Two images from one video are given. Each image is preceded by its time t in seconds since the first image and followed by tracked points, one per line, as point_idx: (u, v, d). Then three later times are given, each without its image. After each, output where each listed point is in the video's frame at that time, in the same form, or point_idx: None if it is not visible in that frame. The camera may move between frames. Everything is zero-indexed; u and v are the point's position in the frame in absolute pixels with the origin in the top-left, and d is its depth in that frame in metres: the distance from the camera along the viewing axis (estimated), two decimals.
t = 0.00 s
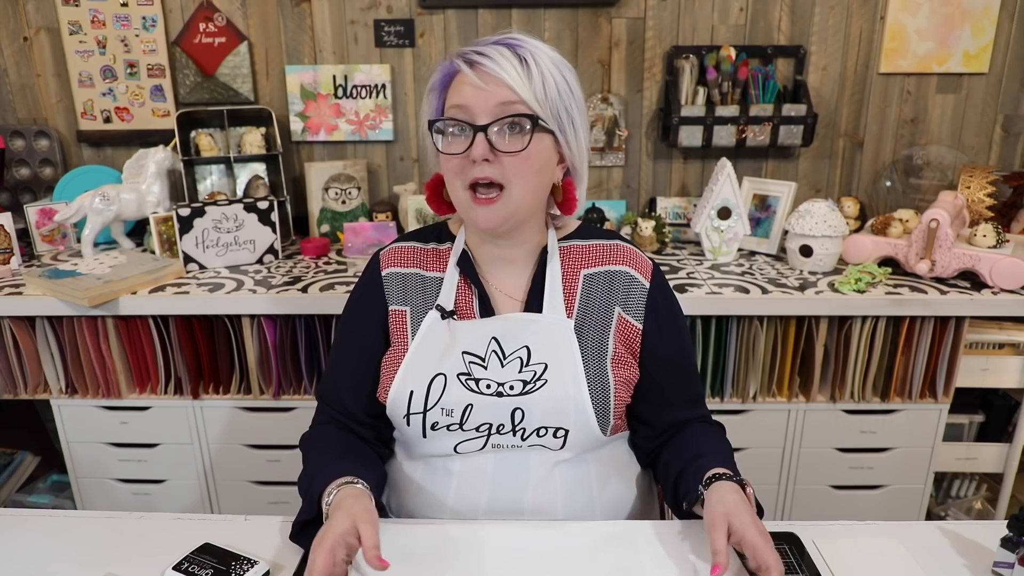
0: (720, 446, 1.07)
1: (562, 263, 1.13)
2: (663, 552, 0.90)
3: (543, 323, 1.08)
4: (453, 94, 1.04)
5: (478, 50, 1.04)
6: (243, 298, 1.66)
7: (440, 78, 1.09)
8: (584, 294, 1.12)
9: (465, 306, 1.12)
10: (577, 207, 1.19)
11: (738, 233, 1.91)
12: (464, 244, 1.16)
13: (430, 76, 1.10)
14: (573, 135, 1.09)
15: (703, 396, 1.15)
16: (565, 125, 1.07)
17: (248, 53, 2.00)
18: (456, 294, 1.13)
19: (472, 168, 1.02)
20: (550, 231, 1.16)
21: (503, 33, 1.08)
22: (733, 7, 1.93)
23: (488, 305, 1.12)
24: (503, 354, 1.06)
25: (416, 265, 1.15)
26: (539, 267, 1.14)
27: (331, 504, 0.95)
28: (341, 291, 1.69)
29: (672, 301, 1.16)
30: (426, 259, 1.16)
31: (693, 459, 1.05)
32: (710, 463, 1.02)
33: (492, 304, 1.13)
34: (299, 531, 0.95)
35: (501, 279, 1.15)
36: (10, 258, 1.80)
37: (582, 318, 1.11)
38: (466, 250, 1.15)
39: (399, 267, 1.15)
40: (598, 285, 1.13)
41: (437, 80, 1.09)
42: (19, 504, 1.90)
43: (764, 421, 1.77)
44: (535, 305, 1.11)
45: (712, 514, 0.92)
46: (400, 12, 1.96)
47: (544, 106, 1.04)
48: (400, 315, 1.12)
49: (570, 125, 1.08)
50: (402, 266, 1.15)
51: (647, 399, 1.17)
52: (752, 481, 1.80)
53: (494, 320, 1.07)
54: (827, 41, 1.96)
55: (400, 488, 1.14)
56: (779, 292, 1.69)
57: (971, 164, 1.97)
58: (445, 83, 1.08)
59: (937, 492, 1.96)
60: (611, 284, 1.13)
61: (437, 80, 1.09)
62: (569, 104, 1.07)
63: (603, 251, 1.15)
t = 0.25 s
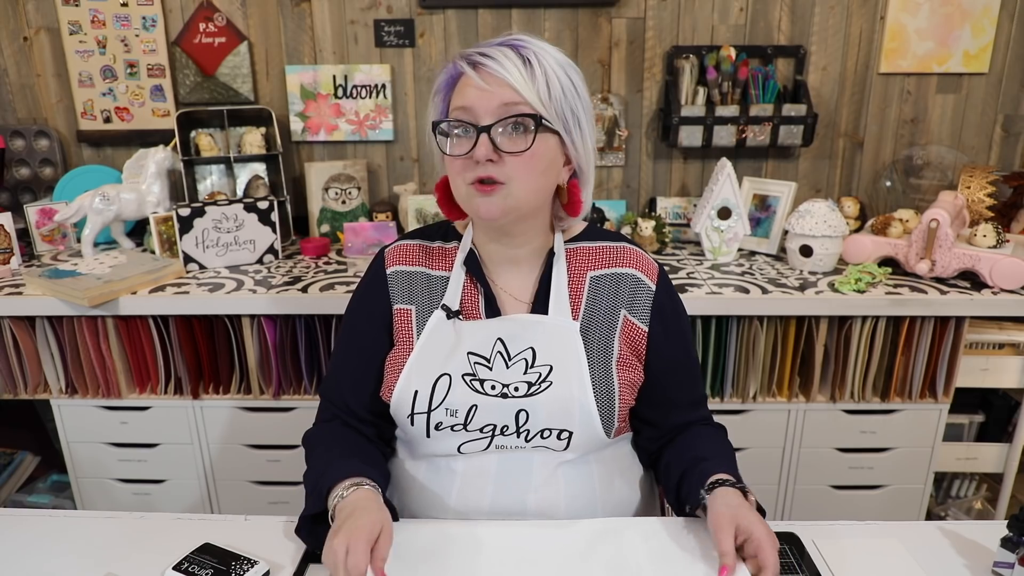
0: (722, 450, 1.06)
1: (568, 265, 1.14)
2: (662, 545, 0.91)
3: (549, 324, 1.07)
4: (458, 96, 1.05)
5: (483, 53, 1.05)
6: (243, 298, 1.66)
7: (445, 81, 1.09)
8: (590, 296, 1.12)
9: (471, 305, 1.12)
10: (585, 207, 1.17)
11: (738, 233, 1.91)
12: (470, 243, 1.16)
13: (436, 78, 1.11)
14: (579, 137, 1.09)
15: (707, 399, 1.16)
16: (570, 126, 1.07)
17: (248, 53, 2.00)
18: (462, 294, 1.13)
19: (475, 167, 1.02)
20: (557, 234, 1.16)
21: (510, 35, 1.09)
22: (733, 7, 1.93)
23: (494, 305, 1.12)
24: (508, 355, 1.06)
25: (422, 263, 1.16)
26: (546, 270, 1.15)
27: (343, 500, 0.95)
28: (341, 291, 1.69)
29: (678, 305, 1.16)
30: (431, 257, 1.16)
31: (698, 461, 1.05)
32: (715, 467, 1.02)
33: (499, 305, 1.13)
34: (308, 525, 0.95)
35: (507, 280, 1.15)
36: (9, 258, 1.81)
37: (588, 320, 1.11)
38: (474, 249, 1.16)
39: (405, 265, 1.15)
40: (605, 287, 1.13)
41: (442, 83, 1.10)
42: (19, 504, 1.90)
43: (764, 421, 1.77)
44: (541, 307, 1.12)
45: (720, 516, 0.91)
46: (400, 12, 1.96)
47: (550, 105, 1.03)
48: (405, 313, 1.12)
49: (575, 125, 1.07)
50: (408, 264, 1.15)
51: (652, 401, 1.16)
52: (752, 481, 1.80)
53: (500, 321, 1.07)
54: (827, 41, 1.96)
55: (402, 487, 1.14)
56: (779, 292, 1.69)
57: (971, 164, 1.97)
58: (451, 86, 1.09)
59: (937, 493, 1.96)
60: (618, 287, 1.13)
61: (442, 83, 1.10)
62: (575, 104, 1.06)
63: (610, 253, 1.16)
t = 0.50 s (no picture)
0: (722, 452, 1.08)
1: (571, 267, 1.14)
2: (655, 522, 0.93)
3: (552, 326, 1.06)
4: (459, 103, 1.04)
5: (484, 57, 1.04)
6: (243, 298, 1.66)
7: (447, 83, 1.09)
8: (594, 298, 1.13)
9: (474, 306, 1.12)
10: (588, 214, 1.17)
11: (738, 233, 1.91)
12: (474, 244, 1.16)
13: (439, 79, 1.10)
14: (580, 145, 1.08)
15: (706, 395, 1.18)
16: (571, 134, 1.06)
17: (248, 53, 2.00)
18: (465, 294, 1.12)
19: (474, 180, 1.02)
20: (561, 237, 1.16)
21: (513, 36, 1.06)
22: (733, 7, 1.93)
23: (497, 306, 1.12)
24: (511, 357, 1.05)
25: (425, 263, 1.16)
26: (549, 273, 1.15)
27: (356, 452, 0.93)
28: (341, 291, 1.69)
29: (679, 305, 1.17)
30: (434, 259, 1.16)
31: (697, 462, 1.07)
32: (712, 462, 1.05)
33: (502, 306, 1.13)
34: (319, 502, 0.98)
35: (510, 281, 1.15)
36: (9, 258, 1.80)
37: (591, 322, 1.12)
38: (476, 250, 1.16)
39: (408, 266, 1.15)
40: (608, 289, 1.14)
41: (445, 84, 1.09)
42: (19, 504, 1.90)
43: (764, 421, 1.77)
44: (544, 309, 1.13)
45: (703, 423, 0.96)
46: (400, 12, 1.96)
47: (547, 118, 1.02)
48: (408, 314, 1.13)
49: (576, 133, 1.06)
50: (410, 264, 1.15)
51: (653, 402, 1.18)
52: (752, 481, 1.80)
53: (502, 322, 1.05)
54: (827, 41, 1.96)
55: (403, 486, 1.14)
56: (779, 292, 1.69)
57: (971, 164, 1.97)
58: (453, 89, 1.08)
59: (937, 492, 1.96)
60: (620, 289, 1.14)
61: (445, 84, 1.09)
62: (575, 112, 1.05)
63: (613, 254, 1.16)
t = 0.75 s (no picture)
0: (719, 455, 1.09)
1: (569, 268, 1.15)
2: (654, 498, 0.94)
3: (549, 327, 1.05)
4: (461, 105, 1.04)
5: (488, 59, 1.04)
6: (243, 298, 1.66)
7: (451, 83, 1.09)
8: (591, 298, 1.14)
9: (471, 306, 1.12)
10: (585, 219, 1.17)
11: (738, 233, 1.91)
12: (472, 245, 1.16)
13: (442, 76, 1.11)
14: (581, 154, 1.08)
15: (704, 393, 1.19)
16: (573, 142, 1.06)
17: (249, 53, 2.00)
18: (463, 295, 1.12)
19: (474, 186, 1.02)
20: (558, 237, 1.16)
21: (518, 39, 1.06)
22: (733, 7, 1.93)
23: (494, 306, 1.13)
24: (509, 357, 1.05)
25: (423, 264, 1.16)
26: (546, 273, 1.16)
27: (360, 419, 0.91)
28: (341, 291, 1.69)
29: (677, 304, 1.18)
30: (432, 260, 1.17)
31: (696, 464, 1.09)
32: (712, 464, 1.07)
33: (499, 306, 1.14)
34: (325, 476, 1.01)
35: (508, 282, 1.15)
36: (10, 258, 1.81)
37: (589, 322, 1.13)
38: (474, 250, 1.16)
39: (405, 267, 1.15)
40: (606, 289, 1.15)
41: (448, 83, 1.09)
42: (19, 504, 1.90)
43: (764, 421, 1.77)
44: (542, 309, 1.13)
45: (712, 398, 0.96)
46: (400, 12, 1.96)
47: (547, 125, 1.02)
48: (406, 315, 1.14)
49: (578, 142, 1.06)
50: (408, 265, 1.16)
51: (652, 401, 1.19)
52: (752, 481, 1.80)
53: (498, 322, 1.04)
54: (827, 41, 1.96)
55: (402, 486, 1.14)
56: (779, 292, 1.69)
57: (971, 164, 1.97)
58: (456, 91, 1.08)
59: (937, 493, 1.96)
60: (618, 289, 1.15)
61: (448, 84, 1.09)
62: (578, 121, 1.05)
63: (611, 255, 1.17)
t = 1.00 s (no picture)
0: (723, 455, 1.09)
1: (568, 268, 1.15)
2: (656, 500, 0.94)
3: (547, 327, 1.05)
4: (464, 105, 1.03)
5: (488, 58, 1.03)
6: (243, 298, 1.66)
7: (450, 82, 1.08)
8: (590, 298, 1.14)
9: (469, 307, 1.13)
10: (583, 219, 1.18)
11: (738, 233, 1.91)
12: (470, 245, 1.16)
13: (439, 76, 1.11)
14: (584, 152, 1.08)
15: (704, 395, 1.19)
16: (575, 141, 1.06)
17: (249, 53, 2.00)
18: (461, 296, 1.13)
19: (478, 185, 1.02)
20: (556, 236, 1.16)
21: (517, 38, 1.06)
22: (733, 7, 1.93)
23: (493, 306, 1.13)
24: (508, 357, 1.05)
25: (421, 265, 1.16)
26: (545, 273, 1.15)
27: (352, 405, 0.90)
28: (341, 291, 1.69)
29: (677, 306, 1.18)
30: (430, 260, 1.17)
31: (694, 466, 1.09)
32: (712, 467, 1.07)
33: (497, 306, 1.14)
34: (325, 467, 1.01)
35: (506, 282, 1.15)
36: (10, 258, 1.80)
37: (587, 322, 1.13)
38: (472, 251, 1.16)
39: (404, 268, 1.16)
40: (604, 290, 1.15)
41: (447, 82, 1.09)
42: (19, 504, 1.90)
43: (764, 421, 1.77)
44: (541, 309, 1.13)
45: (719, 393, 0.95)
46: (400, 12, 1.96)
47: (550, 122, 1.02)
48: (404, 316, 1.14)
49: (580, 140, 1.07)
50: (406, 266, 1.16)
51: (651, 402, 1.19)
52: (752, 481, 1.80)
53: (497, 323, 1.05)
54: (827, 41, 1.96)
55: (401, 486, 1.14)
56: (779, 292, 1.69)
57: (971, 164, 1.97)
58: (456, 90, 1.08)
59: (937, 493, 1.96)
60: (617, 290, 1.15)
61: (447, 83, 1.09)
62: (580, 118, 1.06)
63: (610, 256, 1.17)
